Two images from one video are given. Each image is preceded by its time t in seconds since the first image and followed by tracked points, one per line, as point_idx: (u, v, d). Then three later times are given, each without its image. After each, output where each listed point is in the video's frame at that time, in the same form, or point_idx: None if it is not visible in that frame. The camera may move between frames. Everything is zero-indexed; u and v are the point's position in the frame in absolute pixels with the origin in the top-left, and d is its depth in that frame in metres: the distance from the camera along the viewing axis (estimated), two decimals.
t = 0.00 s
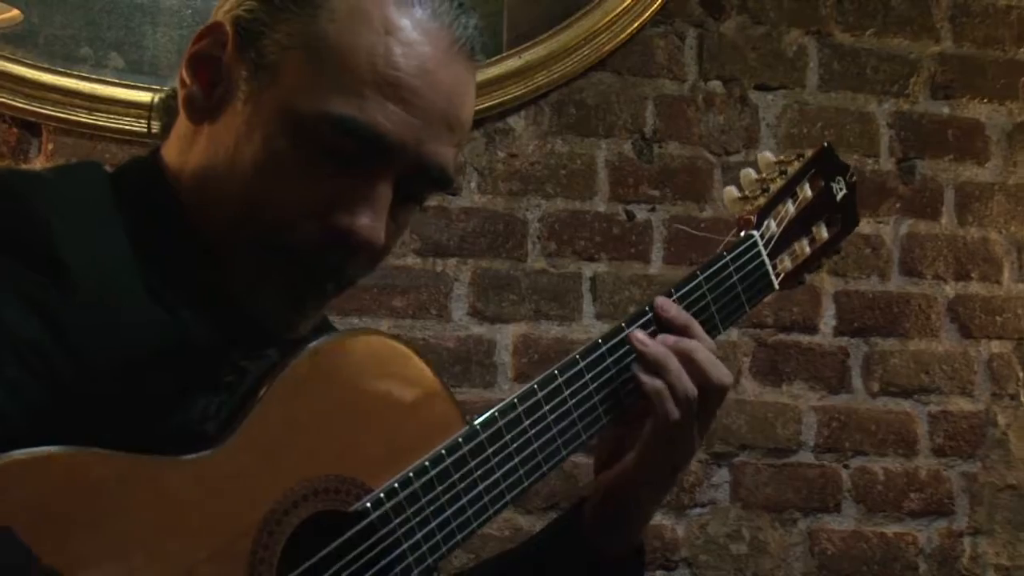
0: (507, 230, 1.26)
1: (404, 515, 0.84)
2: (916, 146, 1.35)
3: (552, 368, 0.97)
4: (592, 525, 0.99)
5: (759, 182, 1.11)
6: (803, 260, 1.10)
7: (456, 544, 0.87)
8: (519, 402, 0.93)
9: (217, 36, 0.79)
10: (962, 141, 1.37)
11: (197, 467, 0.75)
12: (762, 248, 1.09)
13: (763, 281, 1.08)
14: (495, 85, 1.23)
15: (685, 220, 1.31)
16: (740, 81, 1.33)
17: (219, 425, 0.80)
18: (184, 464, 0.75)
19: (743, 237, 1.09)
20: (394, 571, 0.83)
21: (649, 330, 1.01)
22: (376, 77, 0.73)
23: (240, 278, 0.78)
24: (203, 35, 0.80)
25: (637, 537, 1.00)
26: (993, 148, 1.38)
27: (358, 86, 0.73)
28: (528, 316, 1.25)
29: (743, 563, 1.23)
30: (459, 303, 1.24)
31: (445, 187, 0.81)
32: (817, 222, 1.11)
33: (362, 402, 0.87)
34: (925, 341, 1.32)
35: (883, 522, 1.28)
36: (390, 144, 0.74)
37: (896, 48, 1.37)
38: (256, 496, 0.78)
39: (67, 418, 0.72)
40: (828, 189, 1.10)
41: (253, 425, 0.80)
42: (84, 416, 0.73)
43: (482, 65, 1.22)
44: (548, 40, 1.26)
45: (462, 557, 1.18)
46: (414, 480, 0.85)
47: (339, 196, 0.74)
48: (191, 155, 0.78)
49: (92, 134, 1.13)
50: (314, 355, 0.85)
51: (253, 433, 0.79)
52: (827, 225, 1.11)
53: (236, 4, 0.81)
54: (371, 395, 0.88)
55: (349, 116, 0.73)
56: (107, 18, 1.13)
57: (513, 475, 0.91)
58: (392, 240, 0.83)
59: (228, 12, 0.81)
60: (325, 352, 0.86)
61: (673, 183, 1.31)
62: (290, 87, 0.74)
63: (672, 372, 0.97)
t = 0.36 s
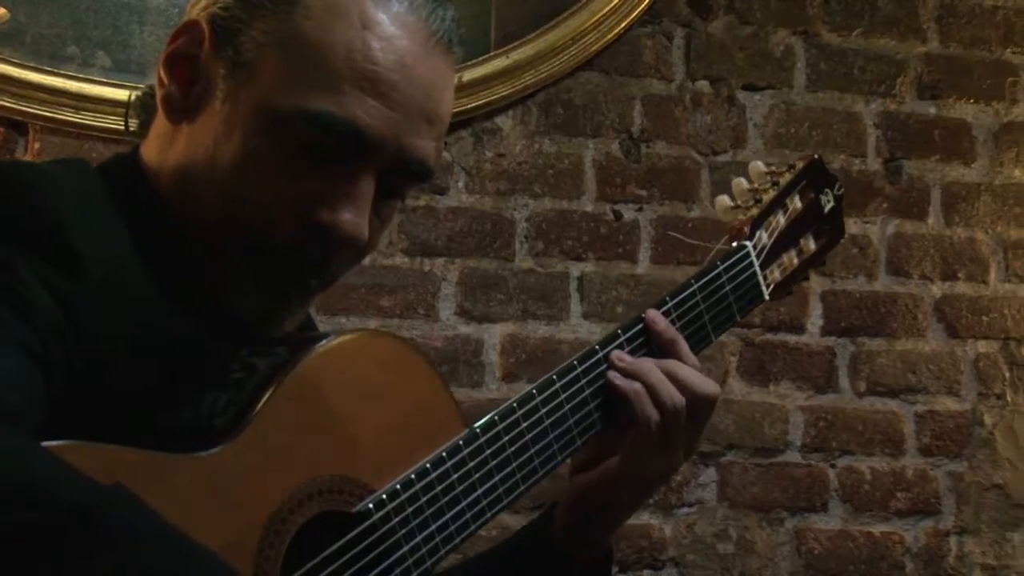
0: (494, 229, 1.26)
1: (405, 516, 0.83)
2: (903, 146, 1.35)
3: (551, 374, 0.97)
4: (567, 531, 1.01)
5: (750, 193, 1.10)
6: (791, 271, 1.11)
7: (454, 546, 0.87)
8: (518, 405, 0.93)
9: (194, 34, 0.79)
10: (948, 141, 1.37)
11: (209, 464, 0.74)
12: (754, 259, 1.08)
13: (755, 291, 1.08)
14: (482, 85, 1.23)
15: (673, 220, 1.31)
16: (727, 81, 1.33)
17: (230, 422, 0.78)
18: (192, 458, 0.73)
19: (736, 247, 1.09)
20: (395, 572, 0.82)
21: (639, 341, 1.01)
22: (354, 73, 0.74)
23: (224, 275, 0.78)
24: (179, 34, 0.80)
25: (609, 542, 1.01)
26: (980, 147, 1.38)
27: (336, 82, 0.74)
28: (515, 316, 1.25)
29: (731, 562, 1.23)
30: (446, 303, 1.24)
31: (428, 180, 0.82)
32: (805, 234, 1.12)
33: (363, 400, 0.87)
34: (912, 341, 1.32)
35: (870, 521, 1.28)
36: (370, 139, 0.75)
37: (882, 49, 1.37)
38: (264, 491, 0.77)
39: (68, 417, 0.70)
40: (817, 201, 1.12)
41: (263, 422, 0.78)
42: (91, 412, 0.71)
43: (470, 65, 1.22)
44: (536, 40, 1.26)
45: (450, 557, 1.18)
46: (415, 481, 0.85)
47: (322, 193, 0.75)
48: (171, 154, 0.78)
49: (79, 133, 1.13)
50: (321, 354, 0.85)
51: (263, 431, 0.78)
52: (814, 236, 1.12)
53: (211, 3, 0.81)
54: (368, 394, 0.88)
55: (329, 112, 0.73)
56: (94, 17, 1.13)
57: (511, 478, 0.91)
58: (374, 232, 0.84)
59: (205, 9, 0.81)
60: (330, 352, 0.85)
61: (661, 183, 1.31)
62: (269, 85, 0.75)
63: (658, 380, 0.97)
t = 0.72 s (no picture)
0: (471, 229, 1.26)
1: (372, 513, 0.83)
2: (878, 146, 1.35)
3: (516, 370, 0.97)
4: (533, 529, 1.01)
5: (715, 186, 1.12)
6: (757, 263, 1.11)
7: (421, 542, 0.87)
8: (484, 401, 0.93)
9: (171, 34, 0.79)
10: (923, 142, 1.37)
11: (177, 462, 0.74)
12: (719, 251, 1.09)
13: (720, 283, 1.08)
14: (459, 84, 1.23)
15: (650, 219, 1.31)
16: (704, 81, 1.33)
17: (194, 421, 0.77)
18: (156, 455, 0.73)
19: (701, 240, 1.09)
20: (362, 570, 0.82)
21: (606, 335, 1.01)
22: (332, 73, 0.74)
23: (199, 275, 0.78)
24: (156, 33, 0.80)
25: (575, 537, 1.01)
26: (954, 148, 1.38)
27: (314, 83, 0.74)
28: (492, 316, 1.26)
29: (706, 561, 1.24)
30: (423, 302, 1.24)
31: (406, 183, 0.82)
32: (770, 225, 1.13)
33: (332, 399, 0.87)
34: (887, 341, 1.32)
35: (844, 520, 1.28)
36: (348, 139, 0.75)
37: (858, 49, 1.37)
38: (231, 489, 0.77)
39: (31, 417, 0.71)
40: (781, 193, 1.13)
41: (229, 419, 0.78)
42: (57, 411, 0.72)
43: (446, 64, 1.23)
44: (513, 39, 1.26)
45: (425, 557, 1.18)
46: (382, 478, 0.85)
47: (300, 192, 0.75)
48: (148, 151, 0.78)
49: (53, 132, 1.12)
50: (287, 352, 0.85)
51: (230, 429, 0.78)
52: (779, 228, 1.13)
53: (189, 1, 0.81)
54: (336, 394, 0.88)
55: (306, 112, 0.73)
56: (69, 15, 1.12)
57: (478, 473, 0.91)
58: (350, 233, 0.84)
59: (182, 8, 0.81)
60: (297, 350, 0.85)
61: (637, 183, 1.31)
62: (247, 85, 0.74)
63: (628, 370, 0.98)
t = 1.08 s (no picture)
0: (449, 227, 1.26)
1: (345, 511, 0.83)
2: (855, 146, 1.35)
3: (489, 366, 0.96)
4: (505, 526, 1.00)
5: (687, 180, 1.12)
6: (729, 257, 1.11)
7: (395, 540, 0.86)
8: (458, 397, 0.92)
9: (144, 34, 0.78)
10: (900, 142, 1.36)
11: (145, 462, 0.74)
12: (692, 246, 1.09)
13: (693, 278, 1.08)
14: (437, 84, 1.23)
15: (628, 218, 1.31)
16: (681, 80, 1.33)
17: (167, 420, 0.78)
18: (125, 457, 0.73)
19: (674, 235, 1.09)
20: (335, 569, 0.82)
21: (579, 330, 1.01)
22: (310, 72, 0.73)
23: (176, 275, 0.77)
24: (133, 31, 0.79)
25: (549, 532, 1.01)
26: (931, 149, 1.37)
27: (292, 83, 0.73)
28: (470, 314, 1.25)
29: (683, 560, 1.24)
30: (401, 301, 1.24)
31: (384, 181, 0.81)
32: (743, 220, 1.13)
33: (303, 397, 0.87)
34: (864, 340, 1.32)
35: (822, 519, 1.29)
36: (328, 140, 0.74)
37: (835, 49, 1.36)
38: (201, 490, 0.77)
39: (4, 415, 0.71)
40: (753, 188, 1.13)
41: (198, 421, 0.78)
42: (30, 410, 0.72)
43: (423, 63, 1.22)
44: (490, 38, 1.26)
45: (402, 555, 1.18)
46: (355, 476, 0.84)
47: (278, 192, 0.74)
48: (125, 150, 0.77)
49: (30, 130, 1.11)
50: (257, 352, 0.85)
51: (199, 430, 0.78)
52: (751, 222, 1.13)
53: None
54: (309, 395, 0.88)
55: (284, 110, 0.72)
56: (45, 12, 1.12)
57: (452, 470, 0.90)
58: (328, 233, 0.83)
59: (160, 6, 0.80)
60: (268, 350, 0.85)
61: (615, 182, 1.31)
62: (225, 85, 0.73)
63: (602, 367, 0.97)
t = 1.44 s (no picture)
0: (419, 226, 1.26)
1: (314, 508, 0.82)
2: (824, 146, 1.35)
3: (461, 360, 0.94)
4: (480, 520, 0.99)
5: (667, 172, 1.10)
6: (709, 249, 1.09)
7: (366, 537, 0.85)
8: (430, 392, 0.91)
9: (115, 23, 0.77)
10: (868, 142, 1.36)
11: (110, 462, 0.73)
12: (670, 239, 1.07)
13: (672, 271, 1.07)
14: (406, 82, 1.24)
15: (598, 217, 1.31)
16: (652, 80, 1.33)
17: (130, 419, 0.77)
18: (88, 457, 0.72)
19: (652, 227, 1.07)
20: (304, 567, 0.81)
21: (554, 324, 0.99)
22: (273, 64, 0.73)
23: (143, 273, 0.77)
24: (94, 27, 0.78)
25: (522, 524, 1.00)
26: (900, 148, 1.37)
27: (257, 75, 0.73)
28: (440, 313, 1.25)
29: (652, 559, 1.24)
30: (371, 299, 1.24)
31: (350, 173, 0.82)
32: (724, 211, 1.11)
33: (273, 395, 0.86)
34: (832, 339, 1.32)
35: (790, 518, 1.29)
36: (291, 132, 0.74)
37: (805, 49, 1.36)
38: (168, 487, 0.76)
39: None
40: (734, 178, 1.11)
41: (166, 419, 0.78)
42: None
43: (391, 62, 1.23)
44: (461, 37, 1.26)
45: (370, 554, 1.18)
46: (324, 472, 0.83)
47: (245, 185, 0.75)
48: (88, 147, 0.76)
49: None
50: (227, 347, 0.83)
51: (166, 428, 0.77)
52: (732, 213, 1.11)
53: None
54: (280, 391, 0.87)
55: (250, 104, 0.72)
56: (12, 9, 1.11)
57: (425, 467, 0.89)
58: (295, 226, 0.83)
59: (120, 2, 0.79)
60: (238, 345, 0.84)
61: (586, 182, 1.31)
62: (189, 78, 0.73)
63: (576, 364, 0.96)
